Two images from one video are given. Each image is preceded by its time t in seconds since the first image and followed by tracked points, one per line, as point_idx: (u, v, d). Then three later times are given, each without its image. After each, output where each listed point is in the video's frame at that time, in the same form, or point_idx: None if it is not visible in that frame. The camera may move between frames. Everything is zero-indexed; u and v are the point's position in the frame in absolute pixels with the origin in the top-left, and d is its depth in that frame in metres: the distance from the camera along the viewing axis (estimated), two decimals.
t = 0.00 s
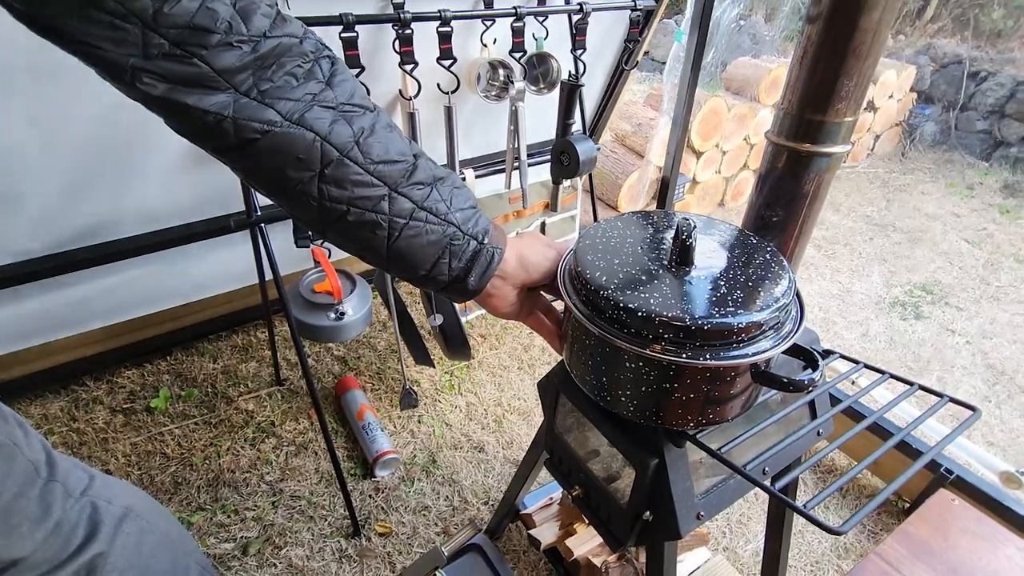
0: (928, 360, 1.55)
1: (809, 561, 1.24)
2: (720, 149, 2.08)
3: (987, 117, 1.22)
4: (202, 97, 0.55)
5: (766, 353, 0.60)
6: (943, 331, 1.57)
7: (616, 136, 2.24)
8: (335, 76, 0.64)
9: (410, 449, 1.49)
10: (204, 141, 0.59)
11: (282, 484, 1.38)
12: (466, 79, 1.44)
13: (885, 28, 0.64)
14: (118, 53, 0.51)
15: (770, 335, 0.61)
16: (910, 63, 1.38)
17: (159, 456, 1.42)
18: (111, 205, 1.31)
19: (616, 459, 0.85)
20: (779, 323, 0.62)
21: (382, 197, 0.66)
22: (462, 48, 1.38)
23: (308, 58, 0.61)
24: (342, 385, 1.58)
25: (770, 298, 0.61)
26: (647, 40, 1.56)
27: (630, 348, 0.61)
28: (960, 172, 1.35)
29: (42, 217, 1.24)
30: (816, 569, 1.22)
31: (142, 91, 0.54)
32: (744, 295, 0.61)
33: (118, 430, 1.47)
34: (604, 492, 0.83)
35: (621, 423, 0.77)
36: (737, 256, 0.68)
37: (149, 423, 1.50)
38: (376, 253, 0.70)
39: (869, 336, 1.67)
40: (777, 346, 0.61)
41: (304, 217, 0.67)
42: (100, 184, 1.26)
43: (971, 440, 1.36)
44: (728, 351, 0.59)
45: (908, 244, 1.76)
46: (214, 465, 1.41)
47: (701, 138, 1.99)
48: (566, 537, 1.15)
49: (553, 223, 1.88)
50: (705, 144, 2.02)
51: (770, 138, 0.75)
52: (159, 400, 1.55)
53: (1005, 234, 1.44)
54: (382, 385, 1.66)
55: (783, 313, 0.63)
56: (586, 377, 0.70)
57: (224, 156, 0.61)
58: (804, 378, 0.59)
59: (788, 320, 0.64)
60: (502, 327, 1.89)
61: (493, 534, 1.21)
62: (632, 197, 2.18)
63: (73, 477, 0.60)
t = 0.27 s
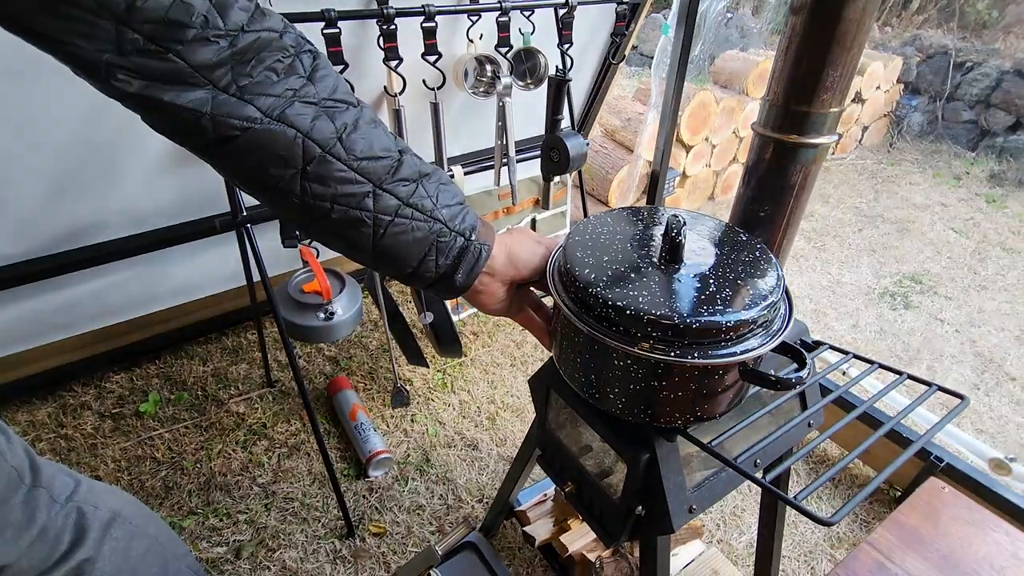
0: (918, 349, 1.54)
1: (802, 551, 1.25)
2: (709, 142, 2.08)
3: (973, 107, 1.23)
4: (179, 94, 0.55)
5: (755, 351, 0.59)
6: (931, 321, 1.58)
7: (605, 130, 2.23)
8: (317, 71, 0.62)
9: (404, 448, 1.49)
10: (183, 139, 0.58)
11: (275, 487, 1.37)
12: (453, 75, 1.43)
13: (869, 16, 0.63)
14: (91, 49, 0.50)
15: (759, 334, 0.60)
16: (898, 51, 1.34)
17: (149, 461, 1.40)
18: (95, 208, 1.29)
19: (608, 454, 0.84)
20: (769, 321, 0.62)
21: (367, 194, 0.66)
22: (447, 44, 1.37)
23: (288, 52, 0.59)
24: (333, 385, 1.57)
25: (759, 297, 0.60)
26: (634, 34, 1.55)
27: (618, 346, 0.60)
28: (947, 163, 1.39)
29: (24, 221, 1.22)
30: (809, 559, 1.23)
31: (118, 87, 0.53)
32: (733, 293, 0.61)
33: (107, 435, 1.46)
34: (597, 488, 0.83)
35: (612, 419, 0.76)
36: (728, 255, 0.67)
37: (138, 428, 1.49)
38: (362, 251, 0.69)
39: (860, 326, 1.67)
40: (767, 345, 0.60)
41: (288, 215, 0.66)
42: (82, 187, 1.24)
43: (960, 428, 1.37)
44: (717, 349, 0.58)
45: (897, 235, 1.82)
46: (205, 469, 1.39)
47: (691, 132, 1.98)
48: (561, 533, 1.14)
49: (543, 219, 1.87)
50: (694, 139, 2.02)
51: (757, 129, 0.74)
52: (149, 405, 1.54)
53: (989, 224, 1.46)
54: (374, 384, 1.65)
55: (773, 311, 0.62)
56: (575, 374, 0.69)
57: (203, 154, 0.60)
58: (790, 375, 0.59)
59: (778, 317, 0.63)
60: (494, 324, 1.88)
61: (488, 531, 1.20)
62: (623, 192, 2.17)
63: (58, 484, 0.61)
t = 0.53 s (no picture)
0: (910, 341, 1.53)
1: (796, 543, 1.26)
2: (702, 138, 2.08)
3: (963, 100, 1.24)
4: (161, 90, 0.57)
5: (742, 341, 0.59)
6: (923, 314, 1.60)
7: (598, 127, 2.23)
8: (300, 67, 0.65)
9: (398, 447, 1.49)
10: (170, 135, 0.60)
11: (269, 487, 1.37)
12: (443, 72, 1.43)
13: (854, 10, 0.63)
14: (76, 46, 0.53)
15: (746, 325, 0.60)
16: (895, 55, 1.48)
17: (142, 463, 1.40)
18: (85, 209, 1.28)
19: (602, 450, 0.84)
20: (755, 311, 0.62)
21: (352, 188, 0.67)
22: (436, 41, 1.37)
23: (270, 49, 0.62)
24: (327, 385, 1.57)
25: (745, 288, 0.60)
26: (624, 29, 1.55)
27: (605, 337, 0.60)
28: (941, 156, 1.45)
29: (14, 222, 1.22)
30: (803, 551, 1.24)
31: (100, 84, 0.55)
32: (719, 284, 0.60)
33: (100, 438, 1.45)
34: (590, 483, 0.83)
35: (605, 415, 0.76)
36: (714, 246, 0.67)
37: (131, 430, 1.48)
38: (349, 245, 0.70)
39: (853, 320, 1.65)
40: (753, 334, 0.60)
41: (275, 210, 0.68)
42: (72, 187, 1.23)
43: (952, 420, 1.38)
44: (704, 340, 0.58)
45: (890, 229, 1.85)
46: (199, 470, 1.39)
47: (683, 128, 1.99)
48: (556, 529, 1.15)
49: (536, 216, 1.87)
50: (687, 135, 2.02)
51: (745, 124, 0.75)
52: (142, 407, 1.53)
53: (981, 218, 1.57)
54: (369, 383, 1.65)
55: (760, 301, 0.62)
56: (565, 369, 0.69)
57: (189, 150, 0.62)
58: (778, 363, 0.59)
59: (764, 307, 0.63)
60: (488, 322, 1.88)
61: (483, 528, 1.21)
62: (616, 188, 2.17)
63: (48, 484, 0.60)
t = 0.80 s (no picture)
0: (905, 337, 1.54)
1: (792, 539, 1.26)
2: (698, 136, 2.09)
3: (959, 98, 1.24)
4: (122, 73, 0.57)
5: (688, 308, 0.60)
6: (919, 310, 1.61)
7: (594, 126, 2.23)
8: (257, 49, 0.66)
9: (396, 446, 1.49)
10: (127, 117, 0.61)
11: (267, 487, 1.37)
12: (438, 71, 1.43)
13: (844, 7, 0.64)
14: (39, 32, 0.53)
15: (694, 293, 0.62)
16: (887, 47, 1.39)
17: (140, 463, 1.40)
18: (79, 210, 1.28)
19: (597, 447, 0.85)
20: (703, 281, 0.63)
21: (309, 166, 0.68)
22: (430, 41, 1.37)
23: (227, 32, 0.63)
24: (325, 385, 1.57)
25: (692, 258, 0.62)
26: (620, 28, 1.56)
27: (555, 307, 0.61)
28: (936, 154, 1.45)
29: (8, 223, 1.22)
30: (799, 547, 1.25)
31: (62, 68, 0.56)
32: (667, 255, 0.62)
33: (98, 438, 1.45)
34: (585, 480, 0.84)
35: (600, 412, 0.77)
36: (665, 221, 0.69)
37: (129, 430, 1.48)
38: (309, 223, 0.72)
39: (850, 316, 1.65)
40: (700, 302, 0.61)
41: (234, 189, 0.69)
42: (67, 189, 1.23)
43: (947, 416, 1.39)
44: (650, 308, 0.60)
45: (885, 226, 1.85)
46: (197, 470, 1.39)
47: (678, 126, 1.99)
48: (553, 526, 1.15)
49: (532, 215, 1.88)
50: (683, 133, 2.03)
51: (737, 122, 0.75)
52: (139, 407, 1.53)
53: (977, 215, 1.63)
54: (366, 383, 1.66)
55: (706, 271, 0.63)
56: (522, 341, 0.71)
57: (148, 132, 0.63)
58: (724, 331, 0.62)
59: (713, 278, 0.65)
60: (485, 321, 1.88)
61: (481, 526, 1.21)
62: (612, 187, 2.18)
63: (47, 475, 0.63)
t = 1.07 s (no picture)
0: (905, 337, 1.57)
1: (792, 536, 1.27)
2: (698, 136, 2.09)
3: (959, 98, 1.25)
4: (104, 56, 0.60)
5: (641, 263, 0.67)
6: (919, 309, 1.62)
7: (596, 126, 2.24)
8: (228, 32, 0.70)
9: (399, 443, 1.50)
10: (108, 98, 0.64)
11: (271, 483, 1.38)
12: (441, 71, 1.44)
13: (842, 7, 0.65)
14: (26, 20, 0.56)
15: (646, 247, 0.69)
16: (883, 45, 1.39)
17: (146, 460, 1.41)
18: (84, 209, 1.29)
19: (598, 443, 0.86)
20: (653, 236, 0.70)
21: (282, 141, 0.72)
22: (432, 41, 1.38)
23: (200, 16, 0.67)
24: (328, 383, 1.58)
25: (642, 215, 0.69)
26: (621, 29, 1.57)
27: (521, 268, 0.68)
28: (935, 154, 1.38)
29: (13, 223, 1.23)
30: (800, 544, 1.26)
31: (45, 53, 0.58)
32: (619, 214, 0.69)
33: (103, 436, 1.46)
34: (587, 475, 0.85)
35: (605, 406, 0.78)
36: (617, 186, 0.75)
37: (134, 428, 1.49)
38: (284, 198, 0.75)
39: (849, 316, 1.70)
40: (651, 256, 0.68)
41: (211, 167, 0.72)
42: (71, 188, 1.25)
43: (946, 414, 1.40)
44: (607, 263, 0.66)
45: (885, 224, 1.80)
46: (202, 467, 1.40)
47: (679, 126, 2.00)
48: (554, 522, 1.16)
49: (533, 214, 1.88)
50: (683, 132, 2.04)
51: (737, 121, 0.76)
52: (144, 404, 1.55)
53: (976, 215, 1.46)
54: (369, 381, 1.67)
55: (656, 227, 0.70)
56: (493, 304, 0.77)
57: (128, 112, 0.66)
58: (673, 284, 0.71)
59: (663, 234, 0.72)
60: (487, 319, 1.89)
61: (483, 523, 1.22)
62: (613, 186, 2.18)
63: (56, 469, 0.63)
